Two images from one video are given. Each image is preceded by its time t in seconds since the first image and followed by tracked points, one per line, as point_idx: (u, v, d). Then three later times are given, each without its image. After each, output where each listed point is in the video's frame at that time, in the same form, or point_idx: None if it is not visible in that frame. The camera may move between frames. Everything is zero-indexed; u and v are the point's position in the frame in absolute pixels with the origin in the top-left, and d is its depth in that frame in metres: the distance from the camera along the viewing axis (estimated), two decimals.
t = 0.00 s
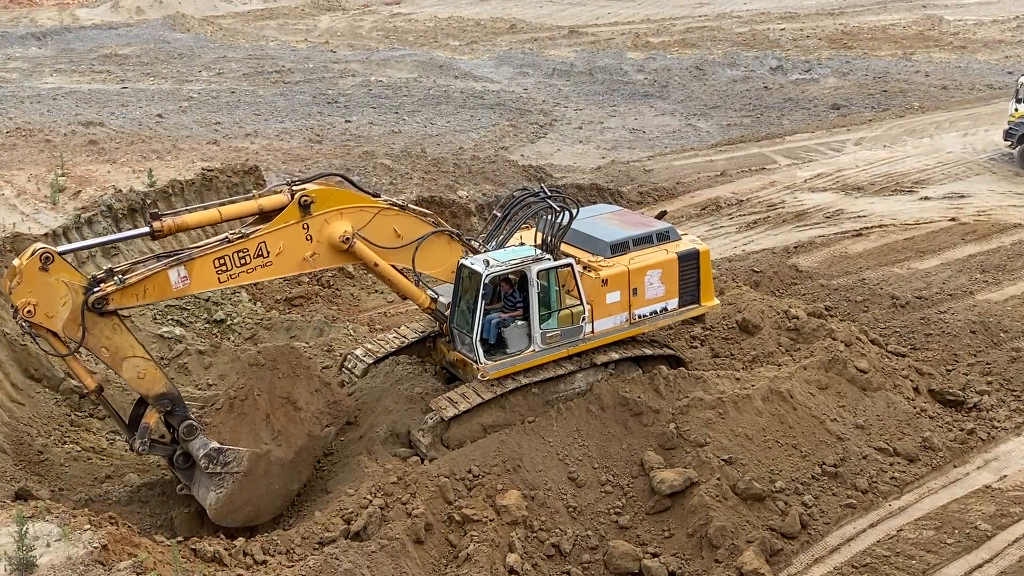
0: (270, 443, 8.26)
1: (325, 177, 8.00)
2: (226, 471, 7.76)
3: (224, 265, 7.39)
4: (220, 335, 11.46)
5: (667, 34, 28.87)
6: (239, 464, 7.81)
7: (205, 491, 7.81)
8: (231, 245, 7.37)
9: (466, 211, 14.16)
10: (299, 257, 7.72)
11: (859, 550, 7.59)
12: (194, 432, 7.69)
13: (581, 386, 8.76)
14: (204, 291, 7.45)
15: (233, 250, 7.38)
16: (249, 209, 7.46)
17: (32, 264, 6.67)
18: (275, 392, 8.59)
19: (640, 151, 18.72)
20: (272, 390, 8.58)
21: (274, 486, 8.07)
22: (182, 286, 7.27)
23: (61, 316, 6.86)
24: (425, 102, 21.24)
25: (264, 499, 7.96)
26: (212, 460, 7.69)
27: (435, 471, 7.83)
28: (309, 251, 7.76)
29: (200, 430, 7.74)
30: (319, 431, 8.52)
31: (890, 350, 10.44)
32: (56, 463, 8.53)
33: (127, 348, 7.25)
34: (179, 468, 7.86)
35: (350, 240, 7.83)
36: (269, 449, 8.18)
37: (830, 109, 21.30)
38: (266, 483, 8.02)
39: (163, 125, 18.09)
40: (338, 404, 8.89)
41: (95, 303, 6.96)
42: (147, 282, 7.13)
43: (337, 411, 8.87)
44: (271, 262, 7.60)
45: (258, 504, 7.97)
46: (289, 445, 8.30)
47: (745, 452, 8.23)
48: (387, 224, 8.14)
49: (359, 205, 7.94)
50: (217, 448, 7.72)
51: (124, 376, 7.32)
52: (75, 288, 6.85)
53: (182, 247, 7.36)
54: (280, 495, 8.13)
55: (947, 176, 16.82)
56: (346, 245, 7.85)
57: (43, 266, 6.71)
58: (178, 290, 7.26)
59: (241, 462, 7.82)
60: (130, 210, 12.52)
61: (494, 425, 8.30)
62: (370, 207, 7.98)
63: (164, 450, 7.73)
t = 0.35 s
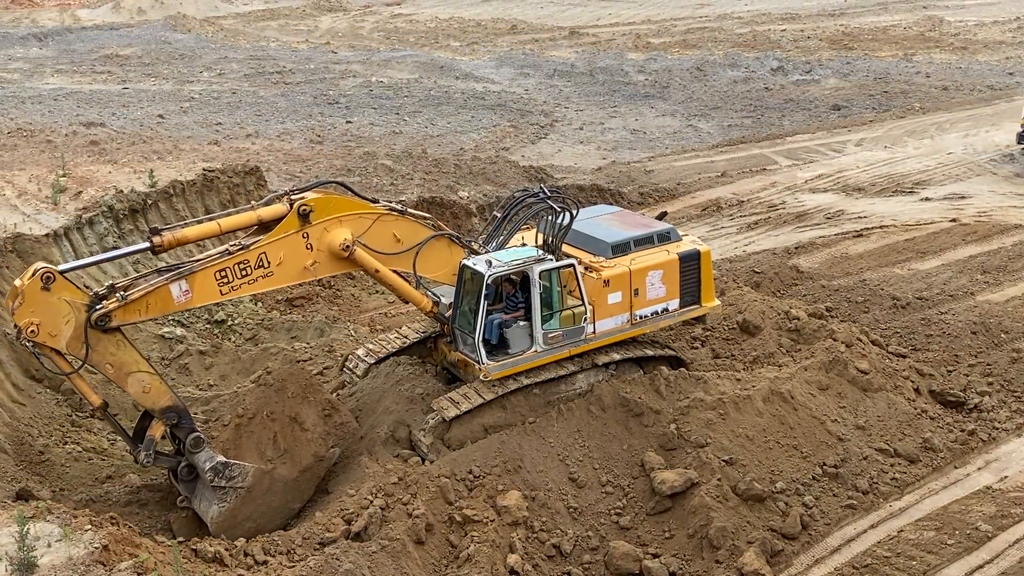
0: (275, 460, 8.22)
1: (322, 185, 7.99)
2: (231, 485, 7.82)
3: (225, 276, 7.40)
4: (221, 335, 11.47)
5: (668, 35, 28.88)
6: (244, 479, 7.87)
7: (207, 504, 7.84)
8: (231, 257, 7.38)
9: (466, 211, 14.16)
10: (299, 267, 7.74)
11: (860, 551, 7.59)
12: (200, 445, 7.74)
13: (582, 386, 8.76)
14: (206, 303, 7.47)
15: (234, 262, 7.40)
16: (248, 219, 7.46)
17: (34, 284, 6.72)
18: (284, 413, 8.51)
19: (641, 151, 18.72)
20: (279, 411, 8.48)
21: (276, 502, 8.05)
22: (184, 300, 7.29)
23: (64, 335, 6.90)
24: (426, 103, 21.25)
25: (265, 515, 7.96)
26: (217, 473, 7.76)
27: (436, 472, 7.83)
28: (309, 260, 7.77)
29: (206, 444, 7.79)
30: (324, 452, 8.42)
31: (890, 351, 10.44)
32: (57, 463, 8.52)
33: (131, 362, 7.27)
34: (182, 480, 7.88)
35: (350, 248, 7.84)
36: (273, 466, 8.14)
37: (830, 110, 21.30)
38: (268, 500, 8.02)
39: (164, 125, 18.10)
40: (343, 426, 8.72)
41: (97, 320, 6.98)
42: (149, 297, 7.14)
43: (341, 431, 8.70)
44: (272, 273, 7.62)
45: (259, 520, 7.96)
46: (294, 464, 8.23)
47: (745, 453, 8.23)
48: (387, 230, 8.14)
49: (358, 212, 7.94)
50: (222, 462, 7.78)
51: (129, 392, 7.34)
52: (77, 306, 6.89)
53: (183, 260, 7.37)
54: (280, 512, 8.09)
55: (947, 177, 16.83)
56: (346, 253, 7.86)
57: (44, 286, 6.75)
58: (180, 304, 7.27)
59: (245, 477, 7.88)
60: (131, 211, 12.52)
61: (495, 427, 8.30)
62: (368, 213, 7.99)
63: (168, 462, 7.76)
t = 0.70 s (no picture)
0: (279, 463, 8.26)
1: (325, 186, 8.00)
2: (234, 486, 7.83)
3: (229, 277, 7.40)
4: (221, 335, 11.48)
5: (669, 35, 28.86)
6: (246, 480, 7.90)
7: (210, 505, 7.84)
8: (235, 257, 7.38)
9: (467, 212, 14.17)
10: (302, 268, 7.74)
11: (860, 551, 7.58)
12: (203, 445, 7.75)
13: (582, 387, 8.77)
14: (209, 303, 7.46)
15: (237, 262, 7.40)
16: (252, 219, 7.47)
17: (38, 285, 6.71)
18: (286, 416, 8.50)
19: (641, 152, 18.72)
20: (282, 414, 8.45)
21: (278, 503, 8.11)
22: (188, 300, 7.28)
23: (68, 336, 6.90)
24: (427, 103, 21.24)
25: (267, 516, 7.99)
26: (221, 473, 7.76)
27: (436, 473, 7.83)
28: (313, 260, 7.78)
29: (209, 444, 7.80)
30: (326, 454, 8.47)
31: (890, 351, 10.44)
32: (58, 463, 8.52)
33: (135, 363, 7.28)
34: (184, 480, 7.89)
35: (353, 248, 7.85)
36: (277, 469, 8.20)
37: (831, 111, 21.30)
38: (270, 500, 8.07)
39: (165, 125, 18.10)
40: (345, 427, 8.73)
41: (102, 321, 6.98)
42: (153, 297, 7.14)
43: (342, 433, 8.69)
44: (275, 273, 7.62)
45: (260, 521, 7.98)
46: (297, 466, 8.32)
47: (746, 454, 8.23)
48: (389, 230, 8.14)
49: (362, 213, 7.95)
50: (226, 462, 7.78)
51: (132, 393, 7.34)
52: (81, 307, 6.89)
53: (186, 261, 7.37)
54: (282, 513, 8.13)
55: (947, 178, 16.82)
56: (349, 254, 7.86)
57: (49, 286, 6.75)
58: (184, 304, 7.26)
59: (248, 478, 7.90)
60: (131, 211, 12.52)
61: (495, 427, 8.30)
62: (371, 213, 7.99)
63: (171, 462, 7.76)
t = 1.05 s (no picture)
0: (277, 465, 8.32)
1: (328, 186, 8.01)
2: (233, 487, 7.84)
3: (231, 276, 7.41)
4: (222, 336, 11.48)
5: (669, 36, 28.86)
6: (245, 482, 7.91)
7: (208, 506, 7.85)
8: (237, 256, 7.39)
9: (467, 212, 14.17)
10: (305, 267, 7.74)
11: (860, 552, 7.58)
12: (203, 446, 7.75)
13: (583, 387, 8.77)
14: (212, 302, 7.47)
15: (240, 261, 7.40)
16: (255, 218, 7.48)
17: (42, 282, 6.71)
18: (284, 418, 8.58)
19: (642, 152, 18.72)
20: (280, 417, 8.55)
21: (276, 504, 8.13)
22: (190, 299, 7.29)
23: (70, 333, 6.90)
24: (428, 103, 21.25)
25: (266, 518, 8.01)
26: (220, 475, 7.78)
27: (436, 473, 7.83)
28: (315, 260, 7.78)
29: (209, 445, 7.80)
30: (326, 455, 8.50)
31: (890, 352, 10.45)
32: (59, 463, 8.53)
33: (137, 362, 7.28)
34: (184, 481, 7.88)
35: (356, 248, 7.85)
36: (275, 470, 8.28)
37: (831, 111, 21.30)
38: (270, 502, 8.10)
39: (165, 126, 18.10)
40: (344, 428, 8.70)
41: (104, 319, 6.98)
42: (155, 296, 7.15)
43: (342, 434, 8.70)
44: (278, 273, 7.62)
45: (259, 523, 8.00)
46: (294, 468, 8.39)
47: (746, 454, 8.23)
48: (392, 230, 8.14)
49: (364, 212, 7.95)
50: (225, 463, 7.81)
51: (133, 392, 7.34)
52: (85, 305, 6.89)
53: (189, 260, 7.38)
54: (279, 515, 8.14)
55: (948, 179, 16.82)
56: (352, 253, 7.87)
57: (52, 283, 6.75)
58: (186, 303, 7.27)
59: (247, 480, 7.91)
60: (132, 211, 12.54)
61: (495, 427, 8.31)
62: (374, 213, 8.00)
63: (171, 462, 7.76)
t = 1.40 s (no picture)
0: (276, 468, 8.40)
1: (331, 185, 8.01)
2: (230, 491, 7.79)
3: (234, 276, 7.41)
4: (222, 336, 11.48)
5: (670, 36, 28.86)
6: (242, 485, 7.86)
7: (206, 509, 7.82)
8: (240, 256, 7.40)
9: (468, 212, 14.17)
10: (307, 267, 7.74)
11: (860, 553, 7.57)
12: (199, 450, 7.68)
13: (584, 388, 8.76)
14: (214, 302, 7.47)
15: (243, 261, 7.41)
16: (258, 218, 7.47)
17: (47, 278, 6.72)
18: (281, 421, 8.66)
19: (642, 153, 18.71)
20: (275, 421, 8.64)
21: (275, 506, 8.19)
22: (193, 299, 7.29)
23: (73, 331, 6.90)
24: (429, 104, 21.25)
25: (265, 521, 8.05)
26: (216, 479, 7.72)
27: (437, 473, 7.82)
28: (318, 260, 7.78)
29: (205, 448, 7.74)
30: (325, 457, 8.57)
31: (891, 353, 10.44)
32: (59, 463, 8.52)
33: (137, 364, 7.27)
34: (182, 485, 7.83)
35: (358, 248, 7.85)
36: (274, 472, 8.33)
37: (832, 112, 21.30)
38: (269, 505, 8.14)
39: (166, 126, 18.10)
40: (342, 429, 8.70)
41: (107, 319, 6.98)
42: (158, 296, 7.15)
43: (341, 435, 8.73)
44: (280, 272, 7.63)
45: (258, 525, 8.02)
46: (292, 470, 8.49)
47: (747, 454, 8.23)
48: (394, 230, 8.14)
49: (367, 212, 7.95)
50: (221, 468, 7.75)
51: (133, 393, 7.33)
52: (88, 304, 6.89)
53: (192, 260, 7.38)
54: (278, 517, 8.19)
55: (948, 180, 16.82)
56: (354, 253, 7.86)
57: (57, 280, 6.75)
58: (189, 303, 7.28)
59: (244, 483, 7.86)
60: (132, 212, 12.54)
61: (496, 427, 8.31)
62: (377, 213, 7.99)
63: (167, 466, 7.71)
